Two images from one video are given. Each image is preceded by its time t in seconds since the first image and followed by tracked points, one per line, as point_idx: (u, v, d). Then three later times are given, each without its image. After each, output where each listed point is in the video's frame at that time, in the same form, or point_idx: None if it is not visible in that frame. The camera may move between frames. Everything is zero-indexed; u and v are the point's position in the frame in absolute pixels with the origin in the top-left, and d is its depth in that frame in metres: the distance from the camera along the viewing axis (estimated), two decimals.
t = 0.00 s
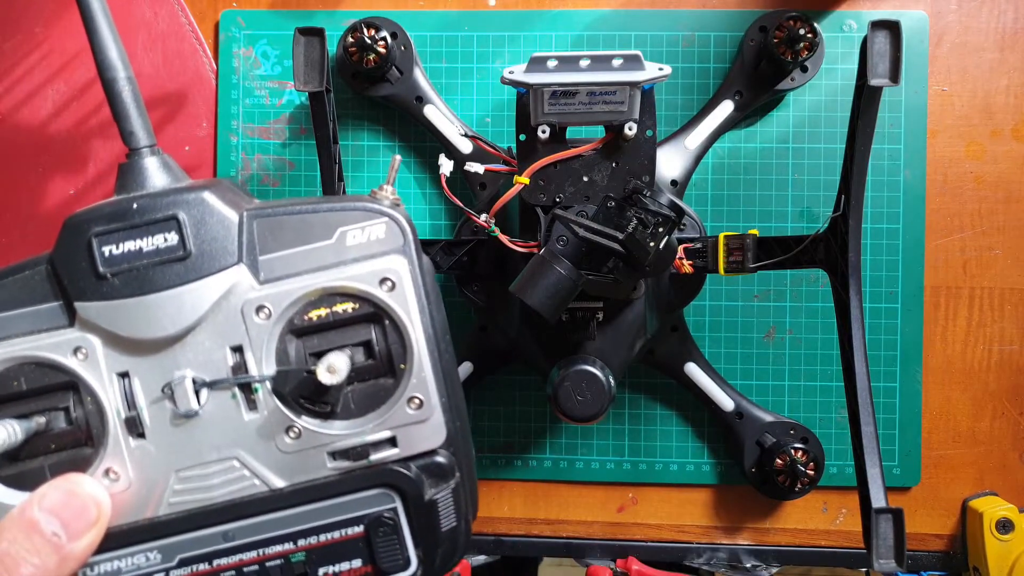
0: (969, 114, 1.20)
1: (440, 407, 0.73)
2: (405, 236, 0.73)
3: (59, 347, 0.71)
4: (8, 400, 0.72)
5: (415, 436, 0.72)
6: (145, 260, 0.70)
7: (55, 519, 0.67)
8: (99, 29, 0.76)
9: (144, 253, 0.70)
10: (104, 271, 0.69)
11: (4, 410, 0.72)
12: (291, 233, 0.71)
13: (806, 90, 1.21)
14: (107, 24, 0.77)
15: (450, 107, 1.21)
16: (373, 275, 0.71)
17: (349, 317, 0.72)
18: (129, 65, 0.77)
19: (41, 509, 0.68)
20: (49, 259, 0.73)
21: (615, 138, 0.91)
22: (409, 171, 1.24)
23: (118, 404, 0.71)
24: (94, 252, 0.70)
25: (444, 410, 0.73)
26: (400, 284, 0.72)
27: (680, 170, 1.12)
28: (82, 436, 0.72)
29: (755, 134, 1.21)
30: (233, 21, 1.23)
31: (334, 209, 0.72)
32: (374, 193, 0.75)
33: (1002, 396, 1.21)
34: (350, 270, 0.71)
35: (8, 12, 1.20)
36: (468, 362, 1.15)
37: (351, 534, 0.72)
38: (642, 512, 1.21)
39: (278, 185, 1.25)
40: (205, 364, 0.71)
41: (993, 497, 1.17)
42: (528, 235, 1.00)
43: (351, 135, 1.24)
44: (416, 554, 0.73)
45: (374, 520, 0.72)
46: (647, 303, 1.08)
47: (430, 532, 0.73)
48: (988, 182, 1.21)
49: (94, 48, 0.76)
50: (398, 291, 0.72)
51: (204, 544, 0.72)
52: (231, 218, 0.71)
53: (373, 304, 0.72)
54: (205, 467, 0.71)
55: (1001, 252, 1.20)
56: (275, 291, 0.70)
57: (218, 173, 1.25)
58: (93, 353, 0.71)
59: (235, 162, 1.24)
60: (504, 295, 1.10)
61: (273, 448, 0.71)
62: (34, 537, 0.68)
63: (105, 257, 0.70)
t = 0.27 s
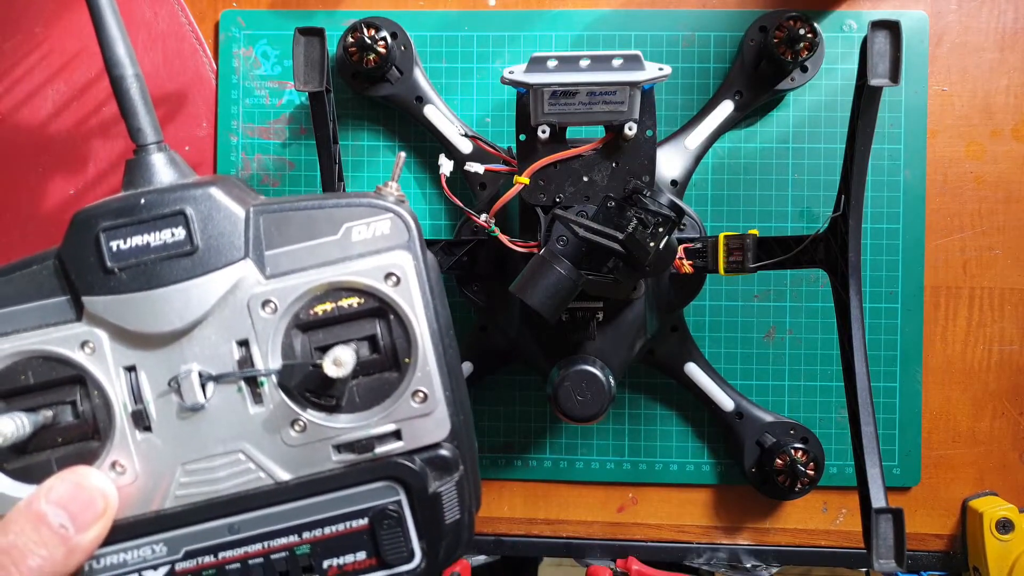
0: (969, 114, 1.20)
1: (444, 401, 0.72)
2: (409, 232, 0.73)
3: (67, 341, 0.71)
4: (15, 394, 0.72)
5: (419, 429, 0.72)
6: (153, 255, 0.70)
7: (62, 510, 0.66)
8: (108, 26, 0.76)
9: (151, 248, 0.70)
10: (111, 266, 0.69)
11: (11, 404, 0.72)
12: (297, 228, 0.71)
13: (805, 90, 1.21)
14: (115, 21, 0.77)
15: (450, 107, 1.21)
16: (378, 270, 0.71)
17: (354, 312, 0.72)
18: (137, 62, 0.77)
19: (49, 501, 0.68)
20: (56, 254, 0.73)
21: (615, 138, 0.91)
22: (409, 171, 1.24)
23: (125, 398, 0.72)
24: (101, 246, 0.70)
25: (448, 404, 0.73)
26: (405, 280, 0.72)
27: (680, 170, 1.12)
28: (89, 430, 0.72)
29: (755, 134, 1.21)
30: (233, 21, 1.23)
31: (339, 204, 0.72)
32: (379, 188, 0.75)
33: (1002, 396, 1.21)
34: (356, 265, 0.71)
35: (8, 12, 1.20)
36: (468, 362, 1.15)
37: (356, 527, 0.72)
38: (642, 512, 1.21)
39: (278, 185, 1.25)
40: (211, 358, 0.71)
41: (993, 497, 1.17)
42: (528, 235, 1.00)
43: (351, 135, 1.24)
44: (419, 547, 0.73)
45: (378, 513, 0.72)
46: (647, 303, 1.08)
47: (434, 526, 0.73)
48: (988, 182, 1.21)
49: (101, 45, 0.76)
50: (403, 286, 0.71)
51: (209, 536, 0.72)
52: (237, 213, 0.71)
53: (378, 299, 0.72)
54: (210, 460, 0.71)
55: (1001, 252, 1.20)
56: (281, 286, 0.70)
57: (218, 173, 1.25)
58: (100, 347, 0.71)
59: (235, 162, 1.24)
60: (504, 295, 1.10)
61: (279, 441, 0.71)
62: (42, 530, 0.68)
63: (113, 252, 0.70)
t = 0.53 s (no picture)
0: (969, 114, 1.20)
1: (447, 382, 0.72)
2: (411, 220, 0.73)
3: (80, 325, 0.71)
4: (29, 377, 0.72)
5: (422, 410, 0.72)
6: (164, 240, 0.70)
7: (76, 488, 0.67)
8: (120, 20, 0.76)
9: (163, 233, 0.70)
10: (124, 251, 0.70)
11: (25, 387, 0.72)
12: (303, 213, 0.72)
13: (805, 90, 1.21)
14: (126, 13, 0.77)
15: (450, 107, 1.21)
16: (382, 255, 0.71)
17: (359, 295, 0.72)
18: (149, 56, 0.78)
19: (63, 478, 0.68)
20: (70, 240, 0.73)
21: (615, 138, 0.91)
22: (409, 171, 1.24)
23: (137, 380, 0.72)
24: (115, 233, 0.70)
25: (451, 385, 0.72)
26: (408, 265, 0.72)
27: (680, 170, 1.12)
28: (102, 412, 0.72)
29: (755, 134, 1.21)
30: (233, 21, 1.23)
31: (345, 191, 0.72)
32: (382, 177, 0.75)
33: (1002, 396, 1.21)
34: (360, 250, 0.71)
35: (8, 12, 1.20)
36: (468, 363, 1.15)
37: (360, 505, 0.72)
38: (642, 512, 1.21)
39: (278, 185, 1.25)
40: (220, 341, 0.71)
41: (993, 497, 1.17)
42: (528, 235, 1.00)
43: (351, 135, 1.24)
44: (422, 525, 0.73)
45: (382, 491, 0.72)
46: (647, 303, 1.08)
47: (436, 504, 0.73)
48: (988, 182, 1.21)
49: (113, 38, 0.76)
50: (405, 271, 0.72)
51: (218, 515, 0.72)
52: (247, 201, 0.71)
53: (382, 283, 0.72)
54: (218, 441, 0.71)
55: (1000, 252, 1.20)
56: (288, 270, 0.70)
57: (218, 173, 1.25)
58: (113, 331, 0.71)
59: (235, 162, 1.24)
60: (504, 294, 1.10)
61: (285, 422, 0.71)
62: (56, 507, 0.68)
63: (125, 237, 0.70)
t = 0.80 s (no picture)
0: (969, 114, 1.20)
1: (431, 371, 0.72)
2: (397, 207, 0.73)
3: (60, 311, 0.71)
4: (7, 364, 0.72)
5: (406, 400, 0.72)
6: (145, 226, 0.70)
7: (55, 476, 0.67)
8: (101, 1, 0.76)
9: (144, 219, 0.70)
10: (104, 236, 0.70)
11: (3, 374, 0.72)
12: (287, 200, 0.72)
13: (805, 90, 1.21)
14: None
15: (450, 108, 1.21)
16: (367, 243, 0.71)
17: (343, 284, 0.72)
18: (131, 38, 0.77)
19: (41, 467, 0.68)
20: (49, 226, 0.73)
21: (615, 138, 0.91)
22: (409, 171, 1.24)
23: (117, 367, 0.72)
24: (95, 218, 0.70)
25: (436, 375, 0.73)
26: (393, 253, 0.72)
27: (680, 170, 1.12)
28: (81, 399, 0.72)
29: (755, 135, 1.21)
30: (233, 21, 1.23)
31: (329, 178, 0.72)
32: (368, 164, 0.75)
33: (1002, 395, 1.21)
34: (344, 237, 0.71)
35: (8, 12, 1.20)
36: (468, 362, 1.15)
37: (343, 496, 0.72)
38: (642, 512, 1.20)
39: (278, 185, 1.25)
40: (202, 328, 0.71)
41: (993, 497, 1.17)
42: (528, 235, 1.00)
43: (351, 135, 1.24)
44: (406, 516, 0.73)
45: (365, 482, 0.72)
46: (647, 303, 1.08)
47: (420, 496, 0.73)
48: (988, 182, 1.21)
49: (95, 19, 0.75)
50: (391, 259, 0.72)
51: (199, 506, 0.72)
52: (228, 186, 0.71)
53: (366, 271, 0.72)
54: (200, 430, 0.71)
55: (1000, 252, 1.20)
56: (271, 258, 0.71)
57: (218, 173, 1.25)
58: (93, 318, 0.71)
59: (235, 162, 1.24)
60: (504, 294, 1.10)
61: (268, 411, 0.71)
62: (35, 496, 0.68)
63: (105, 223, 0.70)
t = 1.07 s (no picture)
0: (969, 114, 1.20)
1: (398, 378, 0.72)
2: (365, 210, 0.73)
3: (23, 320, 0.71)
4: None
5: (373, 406, 0.72)
6: (108, 234, 0.70)
7: (19, 486, 0.67)
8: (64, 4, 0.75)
9: (107, 227, 0.70)
10: (67, 245, 0.70)
11: None
12: (252, 206, 0.72)
13: (806, 90, 1.21)
14: None
15: (450, 107, 1.21)
16: (333, 248, 0.71)
17: (308, 290, 0.72)
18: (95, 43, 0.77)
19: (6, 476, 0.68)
20: (14, 234, 0.73)
21: (615, 138, 0.91)
22: (409, 171, 1.24)
23: (82, 375, 0.72)
24: (57, 226, 0.70)
25: (403, 380, 0.72)
26: (359, 257, 0.71)
27: (680, 170, 1.12)
28: (48, 408, 0.72)
29: (755, 135, 1.21)
30: (233, 21, 1.23)
31: (295, 183, 0.72)
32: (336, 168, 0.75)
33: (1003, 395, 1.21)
34: (310, 243, 0.71)
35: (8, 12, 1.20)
36: (468, 362, 1.15)
37: (311, 503, 0.72)
38: (642, 512, 1.20)
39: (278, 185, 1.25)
40: (167, 336, 0.71)
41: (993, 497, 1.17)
42: (528, 235, 1.00)
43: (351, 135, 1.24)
44: (375, 523, 0.73)
45: (333, 488, 0.72)
46: (647, 303, 1.08)
47: (388, 502, 0.73)
48: (988, 182, 1.21)
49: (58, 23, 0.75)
50: (357, 264, 0.71)
51: (165, 513, 0.71)
52: (192, 193, 0.71)
53: (332, 277, 0.72)
54: (166, 438, 0.72)
55: (1000, 252, 1.20)
56: (236, 264, 0.70)
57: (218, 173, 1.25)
58: (58, 327, 0.71)
59: (235, 162, 1.24)
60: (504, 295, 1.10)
61: (234, 418, 0.71)
62: None
63: (68, 231, 0.70)
